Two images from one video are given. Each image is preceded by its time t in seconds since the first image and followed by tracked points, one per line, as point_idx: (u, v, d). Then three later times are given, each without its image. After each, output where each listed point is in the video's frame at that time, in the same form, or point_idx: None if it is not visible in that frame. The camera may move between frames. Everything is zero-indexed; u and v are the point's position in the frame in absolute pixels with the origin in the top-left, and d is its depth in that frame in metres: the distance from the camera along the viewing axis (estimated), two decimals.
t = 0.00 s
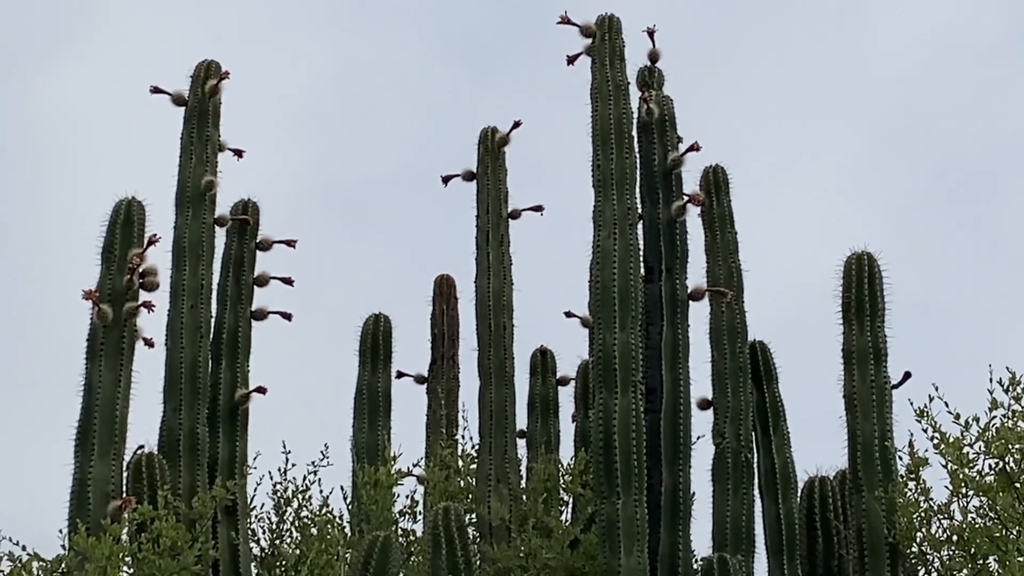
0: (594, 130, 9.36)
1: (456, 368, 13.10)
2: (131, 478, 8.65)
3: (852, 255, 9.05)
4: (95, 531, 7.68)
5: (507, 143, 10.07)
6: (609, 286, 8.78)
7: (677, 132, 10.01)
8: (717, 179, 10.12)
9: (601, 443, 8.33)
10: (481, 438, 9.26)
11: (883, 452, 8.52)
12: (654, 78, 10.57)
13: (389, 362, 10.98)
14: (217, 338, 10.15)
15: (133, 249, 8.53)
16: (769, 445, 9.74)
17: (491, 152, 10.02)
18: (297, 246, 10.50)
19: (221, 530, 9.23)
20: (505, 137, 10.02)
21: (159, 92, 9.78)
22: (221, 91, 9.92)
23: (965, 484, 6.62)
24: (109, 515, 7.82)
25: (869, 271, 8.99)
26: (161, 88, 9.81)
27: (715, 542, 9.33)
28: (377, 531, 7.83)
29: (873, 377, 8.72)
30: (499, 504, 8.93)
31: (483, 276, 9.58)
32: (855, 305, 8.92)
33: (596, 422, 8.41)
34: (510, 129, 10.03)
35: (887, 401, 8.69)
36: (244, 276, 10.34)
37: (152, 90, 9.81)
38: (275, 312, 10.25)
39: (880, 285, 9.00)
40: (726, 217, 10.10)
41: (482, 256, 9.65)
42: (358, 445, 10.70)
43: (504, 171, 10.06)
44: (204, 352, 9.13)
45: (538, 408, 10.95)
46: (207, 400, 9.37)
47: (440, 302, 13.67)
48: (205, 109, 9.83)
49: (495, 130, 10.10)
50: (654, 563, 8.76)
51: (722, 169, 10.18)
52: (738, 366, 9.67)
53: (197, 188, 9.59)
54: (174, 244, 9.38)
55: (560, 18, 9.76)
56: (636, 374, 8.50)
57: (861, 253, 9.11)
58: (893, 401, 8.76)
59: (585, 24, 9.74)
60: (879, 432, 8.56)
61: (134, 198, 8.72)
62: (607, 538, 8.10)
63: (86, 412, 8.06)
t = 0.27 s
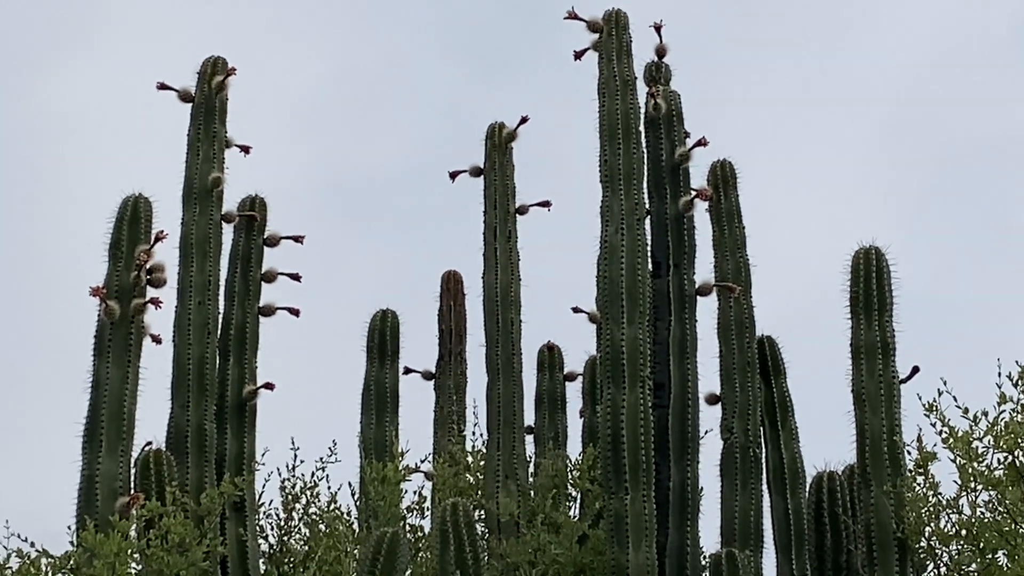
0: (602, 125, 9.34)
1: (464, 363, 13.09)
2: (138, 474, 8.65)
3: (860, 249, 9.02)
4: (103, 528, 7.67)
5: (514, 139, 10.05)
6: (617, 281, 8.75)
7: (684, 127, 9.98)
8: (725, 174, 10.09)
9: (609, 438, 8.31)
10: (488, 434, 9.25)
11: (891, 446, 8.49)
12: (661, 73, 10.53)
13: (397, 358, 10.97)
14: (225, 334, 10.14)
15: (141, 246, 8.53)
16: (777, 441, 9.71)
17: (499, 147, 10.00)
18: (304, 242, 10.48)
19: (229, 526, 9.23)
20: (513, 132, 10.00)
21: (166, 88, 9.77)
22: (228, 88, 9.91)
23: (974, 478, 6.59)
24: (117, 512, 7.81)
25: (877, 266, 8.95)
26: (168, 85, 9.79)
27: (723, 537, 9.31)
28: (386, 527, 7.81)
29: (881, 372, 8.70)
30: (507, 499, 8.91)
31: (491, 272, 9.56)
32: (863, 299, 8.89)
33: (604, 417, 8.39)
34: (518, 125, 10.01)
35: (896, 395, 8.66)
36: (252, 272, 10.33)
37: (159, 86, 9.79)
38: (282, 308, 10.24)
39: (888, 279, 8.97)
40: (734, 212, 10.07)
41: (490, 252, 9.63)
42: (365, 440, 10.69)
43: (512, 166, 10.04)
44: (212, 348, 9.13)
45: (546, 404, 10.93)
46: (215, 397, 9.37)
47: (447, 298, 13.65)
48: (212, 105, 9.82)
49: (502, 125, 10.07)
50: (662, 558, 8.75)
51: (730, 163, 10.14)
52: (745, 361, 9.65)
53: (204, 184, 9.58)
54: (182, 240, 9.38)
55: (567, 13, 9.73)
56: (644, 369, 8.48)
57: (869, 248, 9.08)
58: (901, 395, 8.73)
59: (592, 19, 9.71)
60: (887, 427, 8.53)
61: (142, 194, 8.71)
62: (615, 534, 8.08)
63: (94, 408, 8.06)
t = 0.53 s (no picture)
0: (605, 123, 9.33)
1: (468, 361, 13.09)
2: (143, 472, 8.66)
3: (863, 246, 9.00)
4: (108, 527, 7.68)
5: (518, 136, 10.05)
6: (621, 278, 8.76)
7: (688, 124, 9.97)
8: (729, 171, 10.08)
9: (613, 436, 8.31)
10: (493, 432, 9.25)
11: (896, 443, 8.48)
12: (665, 70, 10.52)
13: (401, 356, 10.97)
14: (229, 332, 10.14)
15: (145, 244, 8.53)
16: (782, 438, 9.71)
17: (502, 145, 9.99)
18: (308, 240, 10.48)
19: (234, 524, 9.23)
20: (516, 130, 9.99)
21: (169, 87, 9.77)
22: (231, 86, 9.91)
23: (978, 475, 6.58)
24: (122, 510, 7.82)
25: (881, 263, 8.94)
26: (171, 83, 9.80)
27: (728, 534, 9.31)
28: (390, 525, 7.81)
29: (885, 369, 8.68)
30: (511, 497, 8.91)
31: (494, 269, 9.56)
32: (867, 296, 8.88)
33: (608, 415, 8.39)
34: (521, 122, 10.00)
35: (900, 392, 8.65)
36: (256, 270, 10.33)
37: (163, 85, 9.80)
38: (286, 306, 10.24)
39: (892, 277, 8.95)
40: (738, 210, 10.06)
41: (494, 250, 9.63)
42: (370, 439, 10.69)
43: (515, 164, 10.03)
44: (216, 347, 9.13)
45: (550, 401, 10.93)
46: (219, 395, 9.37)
47: (452, 296, 13.65)
48: (215, 104, 9.82)
49: (505, 123, 10.06)
50: (667, 555, 8.74)
51: (734, 160, 10.13)
52: (750, 358, 9.64)
53: (208, 183, 9.58)
54: (185, 239, 9.38)
55: (570, 11, 9.71)
56: (648, 367, 8.47)
57: (872, 244, 9.06)
58: (905, 392, 8.72)
59: (595, 17, 9.70)
60: (891, 424, 8.51)
61: (145, 193, 8.71)
62: (620, 531, 8.08)
63: (98, 406, 8.07)
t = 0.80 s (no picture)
0: (606, 123, 9.33)
1: (469, 362, 13.09)
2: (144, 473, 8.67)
3: (865, 246, 9.00)
4: (110, 528, 7.68)
5: (518, 137, 10.05)
6: (622, 279, 8.76)
7: (688, 124, 9.97)
8: (730, 171, 10.09)
9: (615, 436, 8.31)
10: (494, 432, 9.25)
11: (897, 444, 8.48)
12: (666, 71, 10.53)
13: (402, 357, 10.97)
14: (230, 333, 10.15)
15: (146, 245, 8.54)
16: (783, 438, 9.71)
17: (503, 146, 10.00)
18: (309, 241, 10.49)
19: (235, 525, 9.24)
20: (517, 131, 10.00)
21: (170, 88, 9.78)
22: (232, 87, 9.92)
23: (979, 475, 6.58)
24: (123, 511, 7.82)
25: (882, 264, 8.93)
26: (172, 85, 9.81)
27: (729, 534, 9.31)
28: (391, 526, 7.82)
29: (886, 370, 8.69)
30: (512, 498, 8.91)
31: (495, 270, 9.56)
32: (869, 297, 8.87)
33: (609, 415, 8.39)
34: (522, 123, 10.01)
35: (901, 393, 8.65)
36: (257, 271, 10.34)
37: (164, 86, 9.81)
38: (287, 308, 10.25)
39: (893, 278, 8.95)
40: (738, 210, 10.06)
41: (494, 250, 9.63)
42: (371, 440, 10.70)
43: (516, 165, 10.04)
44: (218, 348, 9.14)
45: (551, 402, 10.93)
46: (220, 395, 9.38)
47: (452, 297, 13.65)
48: (216, 105, 9.83)
49: (506, 124, 10.07)
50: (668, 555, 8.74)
51: (735, 161, 10.13)
52: (751, 359, 9.64)
53: (209, 184, 9.59)
54: (186, 240, 9.38)
55: (571, 11, 9.71)
56: (649, 368, 8.48)
57: (874, 245, 9.06)
58: (907, 393, 8.72)
59: (596, 18, 9.71)
60: (893, 425, 8.52)
61: (146, 194, 8.72)
62: (621, 532, 8.08)
63: (99, 408, 8.07)
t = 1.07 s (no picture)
0: (603, 128, 9.34)
1: (466, 366, 13.09)
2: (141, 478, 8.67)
3: (862, 251, 9.02)
4: (107, 532, 7.68)
5: (516, 141, 10.06)
6: (619, 283, 8.77)
7: (685, 129, 9.98)
8: (726, 176, 10.11)
9: (612, 441, 8.32)
10: (490, 436, 9.25)
11: (894, 448, 8.49)
12: (663, 75, 10.54)
13: (399, 361, 10.97)
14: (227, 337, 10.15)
15: (143, 249, 8.54)
16: (779, 442, 9.72)
17: (500, 150, 10.01)
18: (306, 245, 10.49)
19: (232, 529, 9.24)
20: (514, 135, 10.00)
21: (167, 92, 9.79)
22: (229, 91, 9.92)
23: (976, 480, 6.59)
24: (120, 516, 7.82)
25: (879, 268, 8.95)
26: (170, 89, 9.81)
27: (726, 538, 9.31)
28: (388, 530, 7.82)
29: (883, 374, 8.70)
30: (510, 502, 8.91)
31: (492, 274, 9.56)
32: (866, 301, 8.88)
33: (606, 420, 8.40)
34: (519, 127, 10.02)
35: (898, 397, 8.66)
36: (254, 276, 10.34)
37: (161, 90, 9.81)
38: (284, 312, 10.25)
39: (890, 282, 8.97)
40: (735, 215, 10.08)
41: (491, 255, 9.64)
42: (368, 444, 10.69)
43: (513, 169, 10.05)
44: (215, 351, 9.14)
45: (548, 406, 10.93)
46: (217, 399, 9.37)
47: (450, 300, 13.65)
48: (213, 109, 9.83)
49: (503, 128, 10.08)
50: (665, 559, 8.75)
51: (731, 165, 10.15)
52: (748, 363, 9.65)
53: (206, 188, 9.59)
54: (184, 244, 9.39)
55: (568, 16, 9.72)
56: (646, 372, 8.49)
57: (871, 249, 9.07)
58: (903, 397, 8.73)
59: (593, 22, 9.72)
60: (890, 429, 8.52)
61: (143, 198, 8.72)
62: (618, 536, 8.08)
63: (97, 412, 8.07)
